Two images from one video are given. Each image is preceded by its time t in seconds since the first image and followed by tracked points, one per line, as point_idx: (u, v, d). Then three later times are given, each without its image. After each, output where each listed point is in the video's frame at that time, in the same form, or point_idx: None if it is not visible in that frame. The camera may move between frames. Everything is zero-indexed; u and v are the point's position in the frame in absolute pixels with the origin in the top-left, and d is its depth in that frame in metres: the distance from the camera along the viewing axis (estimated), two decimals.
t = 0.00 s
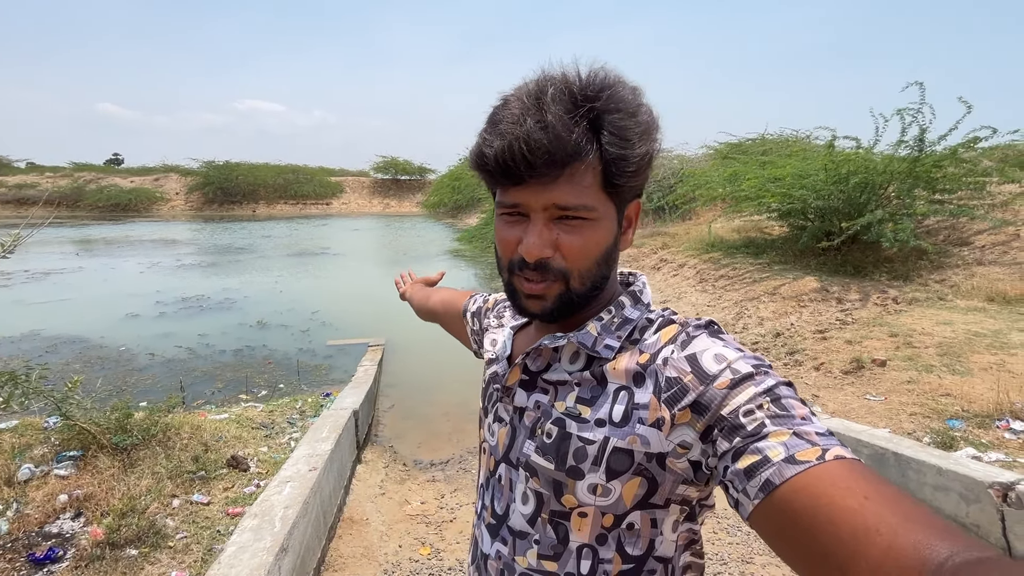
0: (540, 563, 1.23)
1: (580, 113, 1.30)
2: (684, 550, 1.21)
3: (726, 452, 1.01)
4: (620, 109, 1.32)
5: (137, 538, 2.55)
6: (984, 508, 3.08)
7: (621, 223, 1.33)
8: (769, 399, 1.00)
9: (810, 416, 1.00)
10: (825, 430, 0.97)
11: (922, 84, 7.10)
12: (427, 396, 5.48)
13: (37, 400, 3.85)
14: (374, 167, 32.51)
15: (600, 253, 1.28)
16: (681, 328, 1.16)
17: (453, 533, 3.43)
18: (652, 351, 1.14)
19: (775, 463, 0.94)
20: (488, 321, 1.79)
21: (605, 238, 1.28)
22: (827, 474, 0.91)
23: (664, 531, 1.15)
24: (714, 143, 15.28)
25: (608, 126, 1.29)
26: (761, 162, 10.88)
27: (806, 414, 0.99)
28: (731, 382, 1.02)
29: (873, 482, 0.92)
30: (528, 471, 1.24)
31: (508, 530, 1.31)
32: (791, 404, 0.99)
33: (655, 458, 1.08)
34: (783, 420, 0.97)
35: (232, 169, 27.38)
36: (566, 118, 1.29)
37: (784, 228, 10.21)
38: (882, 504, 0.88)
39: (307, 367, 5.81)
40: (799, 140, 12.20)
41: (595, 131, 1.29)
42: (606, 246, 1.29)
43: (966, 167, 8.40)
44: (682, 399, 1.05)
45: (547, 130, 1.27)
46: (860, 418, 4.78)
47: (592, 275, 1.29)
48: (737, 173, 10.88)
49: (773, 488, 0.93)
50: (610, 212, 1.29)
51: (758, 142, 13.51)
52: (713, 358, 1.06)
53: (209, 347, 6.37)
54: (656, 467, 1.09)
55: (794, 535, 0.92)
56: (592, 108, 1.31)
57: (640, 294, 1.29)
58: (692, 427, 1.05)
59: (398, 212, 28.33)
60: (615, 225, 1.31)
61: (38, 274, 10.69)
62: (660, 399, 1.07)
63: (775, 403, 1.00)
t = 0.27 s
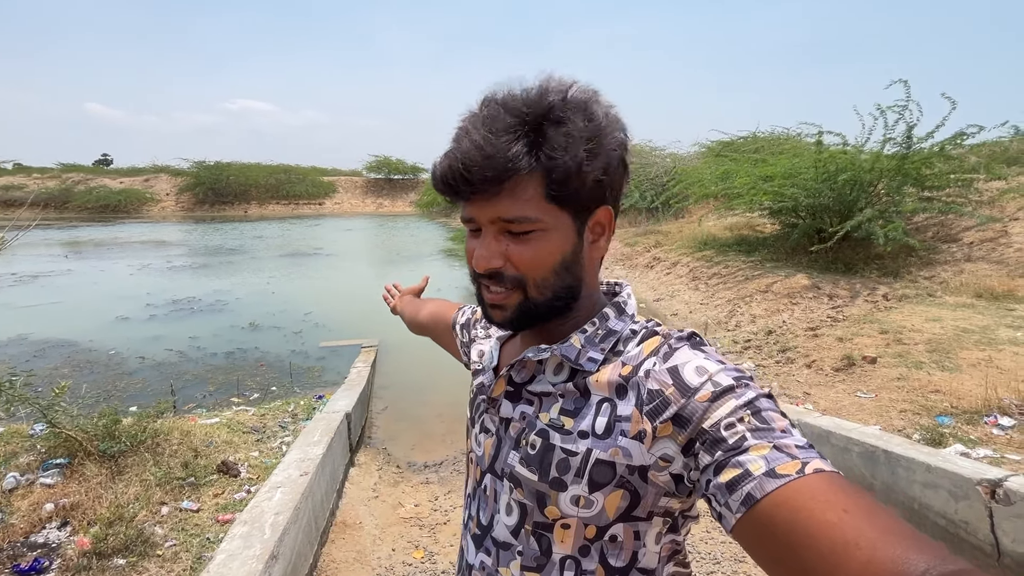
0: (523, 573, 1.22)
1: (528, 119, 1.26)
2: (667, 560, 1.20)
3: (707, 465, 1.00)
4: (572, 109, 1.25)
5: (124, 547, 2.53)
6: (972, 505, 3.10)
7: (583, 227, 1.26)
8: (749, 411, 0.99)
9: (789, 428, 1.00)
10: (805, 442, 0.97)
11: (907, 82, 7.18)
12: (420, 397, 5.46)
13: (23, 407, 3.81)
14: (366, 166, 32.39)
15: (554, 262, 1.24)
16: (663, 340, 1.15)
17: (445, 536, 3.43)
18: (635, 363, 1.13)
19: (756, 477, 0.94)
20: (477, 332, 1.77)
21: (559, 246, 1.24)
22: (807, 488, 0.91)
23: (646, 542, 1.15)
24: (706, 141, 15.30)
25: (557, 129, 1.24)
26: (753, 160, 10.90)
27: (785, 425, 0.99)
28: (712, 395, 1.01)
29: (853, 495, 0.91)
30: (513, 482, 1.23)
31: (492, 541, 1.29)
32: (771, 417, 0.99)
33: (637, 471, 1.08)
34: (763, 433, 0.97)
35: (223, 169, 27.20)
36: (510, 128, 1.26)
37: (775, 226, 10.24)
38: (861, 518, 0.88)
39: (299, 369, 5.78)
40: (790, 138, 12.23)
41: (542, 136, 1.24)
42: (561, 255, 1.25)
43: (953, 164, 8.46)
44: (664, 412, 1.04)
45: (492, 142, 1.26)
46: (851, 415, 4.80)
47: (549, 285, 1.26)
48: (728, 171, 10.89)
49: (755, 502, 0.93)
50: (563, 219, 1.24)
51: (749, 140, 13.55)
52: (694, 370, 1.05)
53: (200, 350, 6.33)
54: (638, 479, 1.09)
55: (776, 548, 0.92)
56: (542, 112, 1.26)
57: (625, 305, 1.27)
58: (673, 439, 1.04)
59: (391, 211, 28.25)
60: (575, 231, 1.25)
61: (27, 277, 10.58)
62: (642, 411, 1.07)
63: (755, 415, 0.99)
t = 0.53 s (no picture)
0: (526, 553, 1.23)
1: (507, 120, 1.33)
2: (671, 555, 1.18)
3: (715, 460, 1.00)
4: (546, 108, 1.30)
5: (125, 549, 2.51)
6: (969, 497, 3.12)
7: (559, 212, 1.23)
8: (757, 407, 0.98)
9: (799, 423, 0.99)
10: (814, 438, 0.96)
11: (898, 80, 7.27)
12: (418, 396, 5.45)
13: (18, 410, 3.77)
14: (359, 165, 32.27)
15: (527, 249, 1.24)
16: (673, 335, 1.14)
17: (447, 534, 3.42)
18: (643, 357, 1.12)
19: (764, 472, 0.93)
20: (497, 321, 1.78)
21: (531, 233, 1.24)
22: (816, 483, 0.91)
23: (648, 534, 1.13)
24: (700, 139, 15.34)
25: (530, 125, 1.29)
26: (746, 157, 10.93)
27: (794, 421, 0.98)
28: (719, 391, 1.00)
29: (861, 491, 0.92)
30: (521, 466, 1.23)
31: (501, 520, 1.31)
32: (780, 412, 0.98)
33: (641, 463, 1.07)
34: (771, 429, 0.96)
35: (215, 170, 27.01)
36: (487, 130, 1.34)
37: (769, 223, 10.29)
38: (868, 512, 0.88)
39: (296, 369, 5.75)
40: (784, 135, 12.28)
41: (516, 133, 1.30)
42: (534, 241, 1.24)
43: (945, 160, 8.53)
44: (669, 406, 1.04)
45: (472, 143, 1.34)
46: (847, 409, 4.82)
47: (526, 272, 1.25)
48: (723, 168, 10.92)
49: (761, 497, 0.92)
50: (535, 205, 1.24)
51: (743, 137, 13.59)
52: (702, 366, 1.04)
53: (195, 351, 6.29)
54: (641, 472, 1.08)
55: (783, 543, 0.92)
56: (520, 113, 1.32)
57: (640, 300, 1.27)
58: (678, 434, 1.04)
59: (385, 210, 28.17)
60: (548, 218, 1.24)
61: (18, 279, 10.48)
62: (648, 404, 1.06)
63: (763, 411, 0.98)
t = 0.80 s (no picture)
0: None
1: (514, 144, 1.30)
2: None
3: (744, 501, 0.96)
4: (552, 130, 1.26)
5: (125, 561, 2.46)
6: (975, 498, 3.12)
7: (571, 235, 1.20)
8: (789, 446, 0.95)
9: (835, 464, 0.94)
10: (851, 480, 0.92)
11: (899, 78, 7.49)
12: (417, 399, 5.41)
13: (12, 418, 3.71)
14: (353, 164, 32.12)
15: (540, 275, 1.21)
16: (701, 365, 1.11)
17: (449, 540, 3.39)
18: (669, 388, 1.09)
19: (796, 517, 0.90)
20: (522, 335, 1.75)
21: (543, 259, 1.21)
22: (853, 534, 0.87)
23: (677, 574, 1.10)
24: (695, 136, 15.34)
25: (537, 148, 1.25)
26: (742, 155, 10.94)
27: (831, 462, 0.94)
28: (749, 427, 0.97)
29: (903, 542, 0.88)
30: (546, 493, 1.21)
31: (525, 546, 1.28)
32: (815, 452, 0.94)
33: (668, 498, 1.05)
34: (804, 470, 0.93)
35: (208, 169, 26.83)
36: (494, 156, 1.31)
37: (765, 221, 10.30)
38: (910, 567, 0.85)
39: (294, 373, 5.70)
40: (779, 132, 12.29)
41: (522, 157, 1.26)
42: (547, 267, 1.21)
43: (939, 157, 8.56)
44: (697, 441, 1.01)
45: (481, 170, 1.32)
46: (848, 409, 4.82)
47: (541, 298, 1.23)
48: (718, 166, 10.92)
49: (794, 544, 0.89)
50: (546, 230, 1.21)
51: (737, 135, 13.61)
52: (731, 400, 1.01)
53: (191, 354, 6.22)
54: (669, 507, 1.05)
55: None
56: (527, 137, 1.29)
57: (668, 325, 1.22)
58: (706, 470, 1.01)
59: (379, 209, 28.06)
60: (559, 243, 1.20)
61: (9, 282, 10.36)
62: (674, 438, 1.04)
63: (796, 450, 0.95)
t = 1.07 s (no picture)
0: None
1: (528, 140, 1.29)
2: None
3: (753, 493, 0.95)
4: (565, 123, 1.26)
5: (125, 565, 2.42)
6: (974, 492, 3.13)
7: (590, 227, 1.19)
8: (799, 439, 0.94)
9: (845, 457, 0.93)
10: (862, 474, 0.91)
11: (893, 76, 7.66)
12: (415, 398, 5.38)
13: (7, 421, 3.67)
14: (347, 165, 32.01)
15: (560, 268, 1.20)
16: (710, 358, 1.10)
17: (451, 540, 3.37)
18: (678, 380, 1.08)
19: (805, 509, 0.89)
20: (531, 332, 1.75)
21: (562, 252, 1.20)
22: (864, 525, 0.86)
23: (686, 567, 1.09)
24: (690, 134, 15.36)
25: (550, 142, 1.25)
26: (737, 153, 10.97)
27: (841, 455, 0.93)
28: (758, 420, 0.96)
29: (915, 535, 0.87)
30: (554, 485, 1.21)
31: (534, 538, 1.28)
32: (824, 446, 0.93)
33: (676, 490, 1.04)
34: (814, 463, 0.92)
35: (201, 170, 26.70)
36: (508, 152, 1.30)
37: (760, 219, 10.31)
38: (923, 560, 0.84)
39: (291, 374, 5.67)
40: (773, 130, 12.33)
41: (536, 150, 1.26)
42: (567, 260, 1.20)
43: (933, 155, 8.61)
44: (705, 433, 0.99)
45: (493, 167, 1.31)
46: (846, 405, 4.83)
47: (561, 292, 1.21)
48: (714, 165, 10.95)
49: (803, 535, 0.89)
50: (564, 223, 1.20)
51: (732, 133, 13.64)
52: (740, 393, 1.00)
53: (187, 356, 6.18)
54: (677, 499, 1.04)
55: None
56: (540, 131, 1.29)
57: (677, 318, 1.21)
58: (715, 462, 0.99)
59: (374, 210, 27.99)
60: (577, 234, 1.20)
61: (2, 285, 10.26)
62: (683, 430, 1.03)
63: (806, 443, 0.94)
